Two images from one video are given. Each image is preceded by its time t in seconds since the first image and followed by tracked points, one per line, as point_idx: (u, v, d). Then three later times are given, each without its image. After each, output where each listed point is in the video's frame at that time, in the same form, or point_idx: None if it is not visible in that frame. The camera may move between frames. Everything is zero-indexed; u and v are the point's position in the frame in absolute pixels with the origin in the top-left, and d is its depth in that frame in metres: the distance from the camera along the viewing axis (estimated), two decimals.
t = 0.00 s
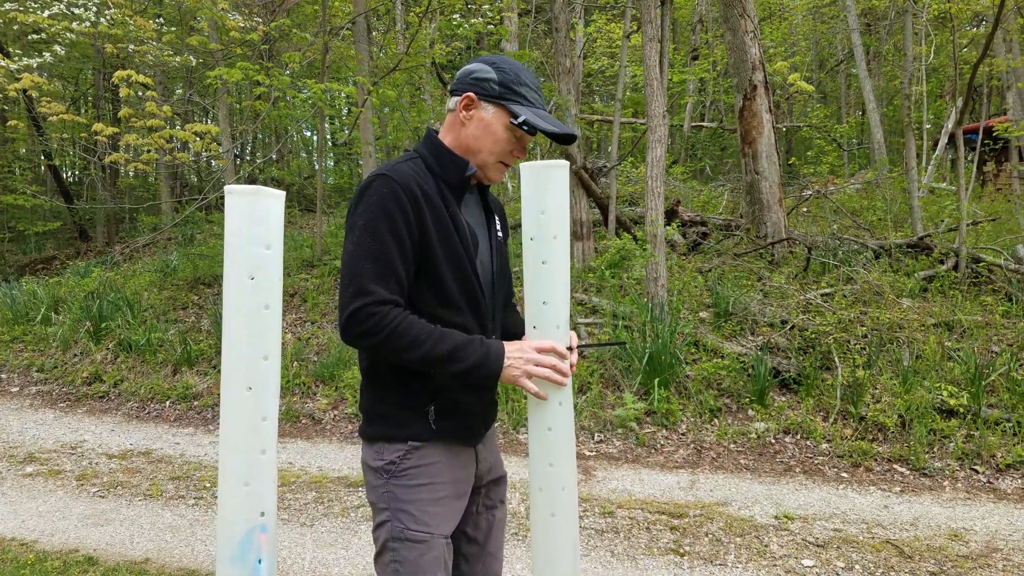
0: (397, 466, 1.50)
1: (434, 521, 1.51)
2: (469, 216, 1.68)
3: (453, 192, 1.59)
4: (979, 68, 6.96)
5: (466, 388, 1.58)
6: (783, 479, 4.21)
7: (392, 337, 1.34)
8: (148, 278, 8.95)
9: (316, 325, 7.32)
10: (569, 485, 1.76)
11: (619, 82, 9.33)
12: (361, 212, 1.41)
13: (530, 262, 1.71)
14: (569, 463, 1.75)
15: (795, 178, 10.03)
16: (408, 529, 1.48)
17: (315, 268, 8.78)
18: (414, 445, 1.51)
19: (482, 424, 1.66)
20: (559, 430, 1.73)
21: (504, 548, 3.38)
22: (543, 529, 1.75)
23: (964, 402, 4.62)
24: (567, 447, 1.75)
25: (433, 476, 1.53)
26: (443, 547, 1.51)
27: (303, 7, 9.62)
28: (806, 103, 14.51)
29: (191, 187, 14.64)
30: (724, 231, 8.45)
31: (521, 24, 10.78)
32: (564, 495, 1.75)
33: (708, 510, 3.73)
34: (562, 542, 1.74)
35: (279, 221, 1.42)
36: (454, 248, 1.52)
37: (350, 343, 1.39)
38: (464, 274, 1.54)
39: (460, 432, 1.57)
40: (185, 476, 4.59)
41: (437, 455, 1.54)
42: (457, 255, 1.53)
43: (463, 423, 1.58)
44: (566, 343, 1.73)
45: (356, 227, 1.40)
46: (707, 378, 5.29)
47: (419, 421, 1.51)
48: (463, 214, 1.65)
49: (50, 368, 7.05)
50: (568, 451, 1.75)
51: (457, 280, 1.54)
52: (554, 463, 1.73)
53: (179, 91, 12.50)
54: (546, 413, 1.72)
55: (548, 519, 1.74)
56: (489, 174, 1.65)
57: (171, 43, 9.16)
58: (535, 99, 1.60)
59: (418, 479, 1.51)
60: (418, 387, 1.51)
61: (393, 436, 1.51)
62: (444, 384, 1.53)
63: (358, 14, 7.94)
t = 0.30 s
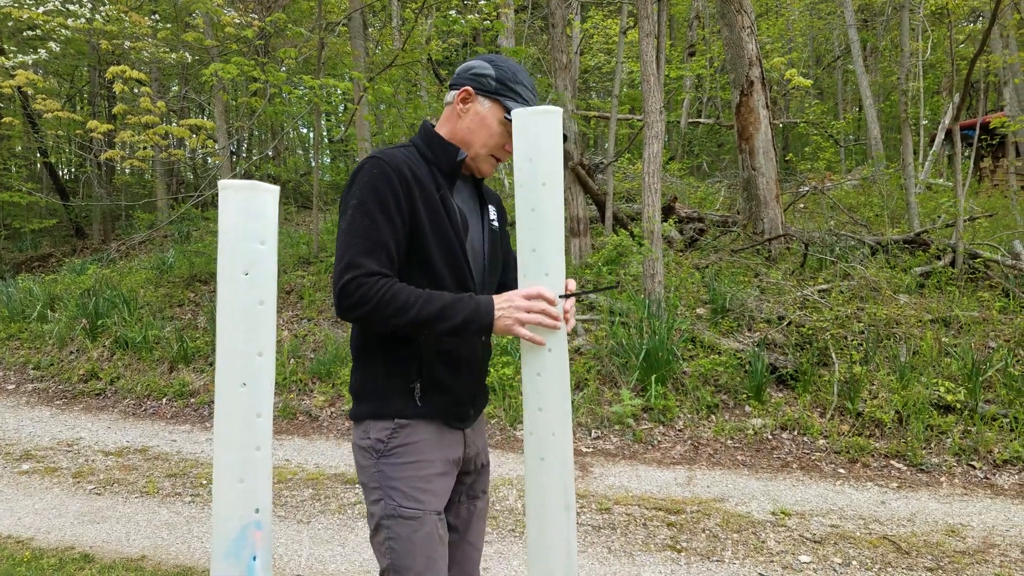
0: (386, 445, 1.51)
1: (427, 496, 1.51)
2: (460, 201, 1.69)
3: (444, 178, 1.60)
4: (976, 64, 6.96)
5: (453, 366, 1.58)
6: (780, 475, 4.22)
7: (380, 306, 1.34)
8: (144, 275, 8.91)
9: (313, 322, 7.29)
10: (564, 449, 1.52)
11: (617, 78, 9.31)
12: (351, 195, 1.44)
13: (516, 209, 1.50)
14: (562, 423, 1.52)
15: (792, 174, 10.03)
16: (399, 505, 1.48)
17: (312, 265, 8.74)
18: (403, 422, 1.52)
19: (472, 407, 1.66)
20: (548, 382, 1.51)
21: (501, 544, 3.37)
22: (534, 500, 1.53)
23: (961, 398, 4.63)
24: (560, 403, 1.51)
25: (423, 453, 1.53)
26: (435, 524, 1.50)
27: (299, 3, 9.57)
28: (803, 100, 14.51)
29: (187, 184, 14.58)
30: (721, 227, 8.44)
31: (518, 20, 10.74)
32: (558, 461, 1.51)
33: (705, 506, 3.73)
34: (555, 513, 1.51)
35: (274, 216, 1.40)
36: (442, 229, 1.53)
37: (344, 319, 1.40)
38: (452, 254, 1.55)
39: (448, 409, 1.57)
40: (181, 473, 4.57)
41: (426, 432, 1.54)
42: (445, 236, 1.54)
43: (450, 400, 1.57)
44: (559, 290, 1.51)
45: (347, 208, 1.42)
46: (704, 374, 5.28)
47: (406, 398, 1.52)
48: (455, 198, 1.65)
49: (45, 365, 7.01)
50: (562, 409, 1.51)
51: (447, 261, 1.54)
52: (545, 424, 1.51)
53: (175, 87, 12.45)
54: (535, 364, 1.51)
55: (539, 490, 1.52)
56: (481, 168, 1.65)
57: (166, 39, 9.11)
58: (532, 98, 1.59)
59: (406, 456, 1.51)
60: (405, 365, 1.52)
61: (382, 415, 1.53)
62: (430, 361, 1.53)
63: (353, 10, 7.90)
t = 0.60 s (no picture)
0: (364, 449, 1.55)
1: (397, 504, 1.53)
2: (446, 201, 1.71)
3: (427, 174, 1.61)
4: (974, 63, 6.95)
5: (437, 364, 1.60)
6: (778, 473, 4.23)
7: (384, 285, 1.34)
8: (143, 272, 8.89)
9: (311, 319, 7.28)
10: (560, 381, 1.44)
11: (616, 75, 9.30)
12: (341, 195, 1.44)
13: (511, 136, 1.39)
14: (558, 355, 1.44)
15: (791, 172, 10.02)
16: (371, 509, 1.52)
17: (310, 263, 8.72)
18: (382, 426, 1.55)
19: (458, 405, 1.68)
20: (541, 312, 1.42)
21: (499, 541, 3.37)
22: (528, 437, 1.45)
23: (959, 396, 4.64)
24: (555, 333, 1.43)
25: (401, 458, 1.55)
26: (405, 529, 1.53)
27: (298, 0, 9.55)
28: (801, 98, 14.52)
29: (186, 181, 14.55)
30: (720, 225, 8.45)
31: (517, 18, 10.72)
32: (554, 395, 1.43)
33: (703, 504, 3.73)
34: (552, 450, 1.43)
35: (273, 213, 1.39)
36: (428, 229, 1.55)
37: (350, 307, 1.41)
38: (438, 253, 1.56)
39: (432, 408, 1.59)
40: (180, 470, 4.57)
41: (405, 434, 1.56)
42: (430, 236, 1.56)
43: (434, 399, 1.59)
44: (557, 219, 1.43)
45: (338, 206, 1.43)
46: (703, 372, 5.28)
47: (387, 397, 1.55)
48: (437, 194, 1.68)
49: (44, 362, 7.00)
50: (557, 340, 1.43)
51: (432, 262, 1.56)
52: (539, 353, 1.42)
53: (173, 84, 12.42)
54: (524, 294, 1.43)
55: (534, 427, 1.44)
56: (463, 167, 1.66)
57: (164, 35, 9.09)
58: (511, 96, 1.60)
59: (383, 462, 1.54)
60: (389, 363, 1.55)
61: (364, 418, 1.56)
62: (412, 360, 1.55)
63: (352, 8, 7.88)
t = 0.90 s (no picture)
0: (353, 445, 1.56)
1: (383, 500, 1.54)
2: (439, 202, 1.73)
3: (423, 177, 1.63)
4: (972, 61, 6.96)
5: (427, 359, 1.61)
6: (776, 471, 4.23)
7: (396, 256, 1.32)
8: (140, 271, 8.87)
9: (309, 318, 7.27)
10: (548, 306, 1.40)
11: (613, 74, 9.29)
12: (343, 185, 1.47)
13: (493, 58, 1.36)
14: (546, 280, 1.38)
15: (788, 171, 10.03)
16: (358, 504, 1.54)
17: (308, 262, 8.71)
18: (372, 422, 1.56)
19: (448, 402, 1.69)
20: (527, 233, 1.36)
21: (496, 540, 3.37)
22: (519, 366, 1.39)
23: (956, 395, 4.65)
24: (543, 256, 1.38)
25: (389, 455, 1.56)
26: (391, 525, 1.54)
27: None
28: (799, 96, 14.54)
29: (184, 181, 14.52)
30: (717, 223, 8.45)
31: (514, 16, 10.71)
32: (541, 320, 1.38)
33: (701, 502, 3.74)
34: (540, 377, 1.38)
35: (270, 213, 1.39)
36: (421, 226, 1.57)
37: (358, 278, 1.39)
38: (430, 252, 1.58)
39: (421, 403, 1.60)
40: (178, 470, 4.56)
41: (394, 431, 1.58)
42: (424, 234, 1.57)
43: (424, 396, 1.60)
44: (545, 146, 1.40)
45: (341, 195, 1.46)
46: (700, 371, 5.29)
47: (377, 391, 1.56)
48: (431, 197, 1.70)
49: (41, 362, 6.98)
50: (545, 265, 1.38)
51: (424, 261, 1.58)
52: (526, 278, 1.37)
53: (171, 83, 12.40)
54: (511, 218, 1.37)
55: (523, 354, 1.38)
56: (462, 173, 1.66)
57: (162, 34, 9.07)
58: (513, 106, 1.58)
59: (372, 459, 1.56)
60: (382, 357, 1.56)
61: (355, 413, 1.57)
62: (402, 354, 1.56)
63: (349, 7, 7.88)
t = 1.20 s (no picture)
0: (384, 437, 1.61)
1: (409, 491, 1.60)
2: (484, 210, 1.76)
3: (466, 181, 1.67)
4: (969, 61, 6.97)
5: (457, 355, 1.66)
6: (773, 469, 4.24)
7: (398, 230, 1.40)
8: (138, 270, 8.84)
9: (307, 317, 7.26)
10: (543, 264, 1.36)
11: (611, 73, 9.30)
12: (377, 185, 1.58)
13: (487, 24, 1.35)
14: (539, 238, 1.34)
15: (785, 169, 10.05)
16: (387, 494, 1.59)
17: (306, 260, 8.70)
18: (404, 414, 1.62)
19: (478, 398, 1.73)
20: (520, 191, 1.33)
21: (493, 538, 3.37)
22: (510, 329, 1.35)
23: (952, 393, 4.66)
24: (537, 217, 1.34)
25: (417, 447, 1.61)
26: (417, 516, 1.59)
27: None
28: (797, 96, 14.55)
29: (181, 179, 14.48)
30: (715, 222, 8.46)
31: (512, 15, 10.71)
32: (535, 280, 1.34)
33: (698, 500, 3.74)
34: (532, 338, 1.34)
35: (267, 212, 1.39)
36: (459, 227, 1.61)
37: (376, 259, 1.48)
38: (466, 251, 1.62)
39: (449, 397, 1.65)
40: (175, 469, 4.55)
41: (426, 423, 1.63)
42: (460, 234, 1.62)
43: (452, 390, 1.65)
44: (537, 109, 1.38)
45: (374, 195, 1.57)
46: (697, 370, 5.30)
47: (409, 382, 1.61)
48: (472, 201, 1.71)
49: (38, 360, 6.96)
50: (538, 223, 1.34)
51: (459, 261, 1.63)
52: (519, 241, 1.33)
53: (169, 81, 12.36)
54: (503, 179, 1.34)
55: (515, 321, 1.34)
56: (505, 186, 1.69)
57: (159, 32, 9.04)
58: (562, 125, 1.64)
59: (401, 450, 1.61)
60: (413, 349, 1.62)
61: (388, 404, 1.64)
62: (434, 347, 1.62)
63: (347, 5, 7.86)
